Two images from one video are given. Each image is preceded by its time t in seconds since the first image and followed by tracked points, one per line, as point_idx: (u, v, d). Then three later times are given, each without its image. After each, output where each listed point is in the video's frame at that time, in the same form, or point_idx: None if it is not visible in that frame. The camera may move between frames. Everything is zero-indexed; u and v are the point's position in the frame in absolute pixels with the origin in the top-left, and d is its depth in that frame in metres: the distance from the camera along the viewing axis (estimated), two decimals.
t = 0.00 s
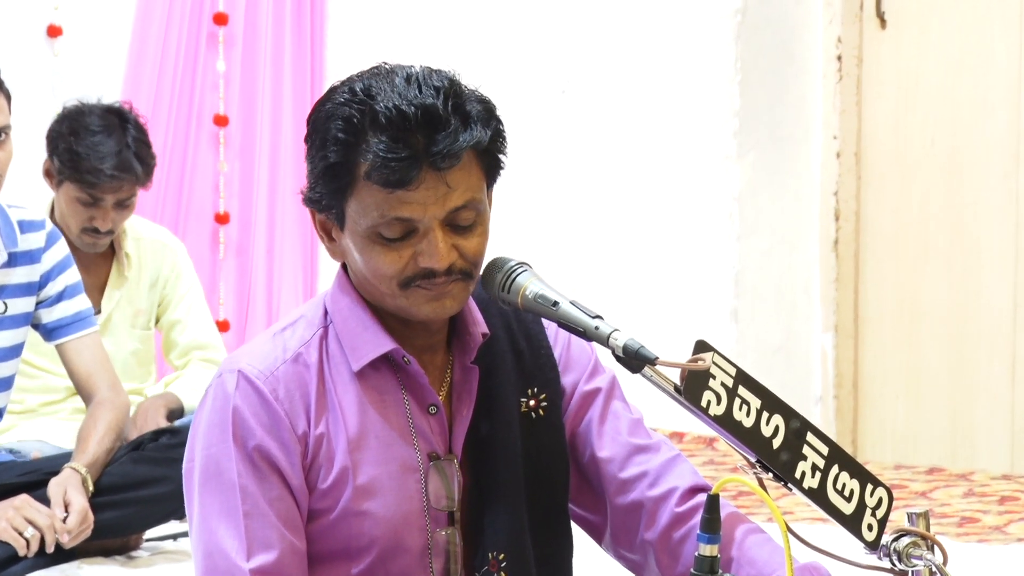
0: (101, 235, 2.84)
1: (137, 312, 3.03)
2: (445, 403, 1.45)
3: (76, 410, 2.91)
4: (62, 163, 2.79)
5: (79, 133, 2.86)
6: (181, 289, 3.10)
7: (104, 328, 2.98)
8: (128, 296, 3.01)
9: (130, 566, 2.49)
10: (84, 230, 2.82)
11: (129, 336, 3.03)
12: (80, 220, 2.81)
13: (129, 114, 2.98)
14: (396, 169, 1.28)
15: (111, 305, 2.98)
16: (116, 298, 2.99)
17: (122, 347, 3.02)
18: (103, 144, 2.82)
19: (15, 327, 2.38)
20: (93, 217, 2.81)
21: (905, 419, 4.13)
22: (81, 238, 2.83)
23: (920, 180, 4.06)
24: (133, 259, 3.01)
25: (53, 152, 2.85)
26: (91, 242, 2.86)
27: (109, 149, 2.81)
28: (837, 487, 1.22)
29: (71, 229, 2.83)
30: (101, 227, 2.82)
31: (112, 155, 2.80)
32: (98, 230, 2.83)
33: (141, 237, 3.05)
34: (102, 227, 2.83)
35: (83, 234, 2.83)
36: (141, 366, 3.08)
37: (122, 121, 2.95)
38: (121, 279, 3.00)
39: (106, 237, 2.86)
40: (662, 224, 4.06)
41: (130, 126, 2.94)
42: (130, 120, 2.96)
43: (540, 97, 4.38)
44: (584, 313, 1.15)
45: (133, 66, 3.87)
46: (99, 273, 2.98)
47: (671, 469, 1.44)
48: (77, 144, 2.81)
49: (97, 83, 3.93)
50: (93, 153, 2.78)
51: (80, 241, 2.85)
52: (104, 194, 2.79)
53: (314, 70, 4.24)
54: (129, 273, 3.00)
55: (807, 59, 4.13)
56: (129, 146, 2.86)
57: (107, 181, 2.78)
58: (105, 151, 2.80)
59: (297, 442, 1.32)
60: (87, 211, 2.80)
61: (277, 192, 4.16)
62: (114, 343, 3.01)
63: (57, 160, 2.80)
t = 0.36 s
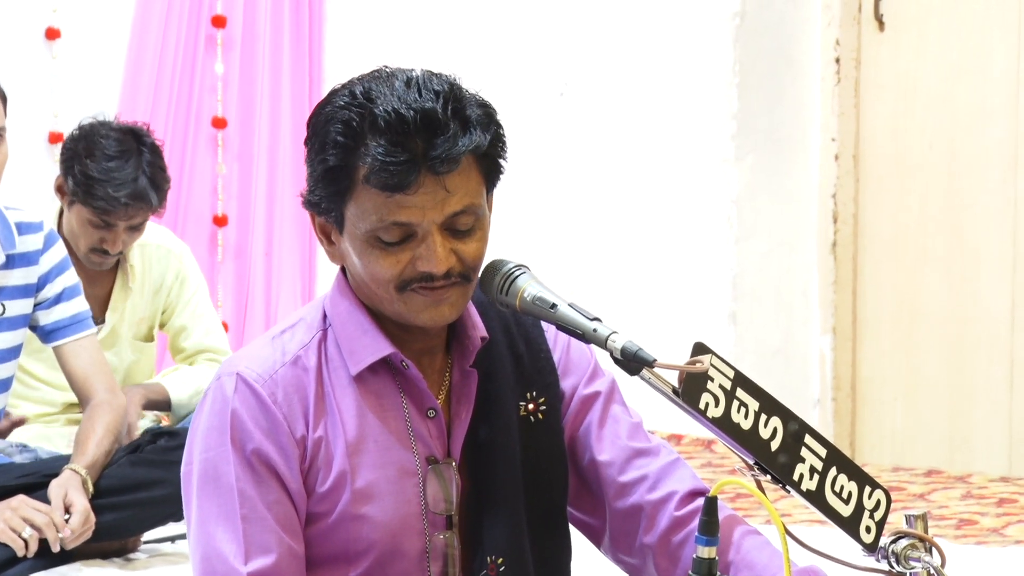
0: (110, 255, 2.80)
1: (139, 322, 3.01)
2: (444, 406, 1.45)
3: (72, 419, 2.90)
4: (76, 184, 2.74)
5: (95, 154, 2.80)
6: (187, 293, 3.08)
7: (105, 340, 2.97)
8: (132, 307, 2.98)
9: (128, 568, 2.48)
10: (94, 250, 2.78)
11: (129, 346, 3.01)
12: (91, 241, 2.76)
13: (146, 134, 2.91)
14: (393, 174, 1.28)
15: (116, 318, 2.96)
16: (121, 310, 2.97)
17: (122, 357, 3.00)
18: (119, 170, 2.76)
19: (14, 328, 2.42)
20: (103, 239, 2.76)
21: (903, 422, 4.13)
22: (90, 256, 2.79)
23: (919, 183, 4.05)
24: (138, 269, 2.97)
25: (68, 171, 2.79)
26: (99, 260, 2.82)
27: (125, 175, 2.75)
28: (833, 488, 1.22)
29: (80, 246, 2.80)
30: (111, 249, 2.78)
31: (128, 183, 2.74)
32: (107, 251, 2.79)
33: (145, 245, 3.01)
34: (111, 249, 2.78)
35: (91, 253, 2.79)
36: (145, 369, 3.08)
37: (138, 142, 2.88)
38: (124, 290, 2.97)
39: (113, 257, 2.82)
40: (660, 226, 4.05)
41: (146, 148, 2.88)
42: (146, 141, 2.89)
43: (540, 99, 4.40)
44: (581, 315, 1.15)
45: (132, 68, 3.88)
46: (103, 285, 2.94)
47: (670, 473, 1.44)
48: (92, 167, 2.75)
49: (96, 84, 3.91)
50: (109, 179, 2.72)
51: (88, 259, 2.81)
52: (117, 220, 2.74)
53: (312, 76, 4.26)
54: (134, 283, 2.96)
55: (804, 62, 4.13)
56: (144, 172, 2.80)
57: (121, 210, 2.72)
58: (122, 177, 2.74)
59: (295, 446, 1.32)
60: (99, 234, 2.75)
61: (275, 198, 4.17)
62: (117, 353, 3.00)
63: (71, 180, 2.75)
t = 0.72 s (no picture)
0: (104, 262, 2.78)
1: (134, 321, 3.00)
2: (432, 406, 1.45)
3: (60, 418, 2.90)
4: (69, 195, 2.72)
5: (87, 163, 2.76)
6: (177, 290, 3.03)
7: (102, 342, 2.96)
8: (129, 308, 2.98)
9: (118, 566, 2.48)
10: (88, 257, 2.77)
11: (127, 347, 3.01)
12: (85, 249, 2.75)
13: (139, 138, 2.87)
14: (457, 131, 1.35)
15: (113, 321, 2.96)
16: (115, 312, 2.96)
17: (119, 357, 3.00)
18: (111, 177, 2.73)
19: (4, 328, 2.36)
20: (96, 247, 2.75)
21: (893, 420, 4.14)
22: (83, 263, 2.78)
23: (910, 181, 4.05)
24: (134, 271, 2.97)
25: (62, 179, 2.77)
26: (93, 266, 2.80)
27: (117, 185, 2.72)
28: (824, 486, 1.22)
29: (74, 253, 2.78)
30: (104, 257, 2.76)
31: (121, 191, 2.71)
32: (100, 258, 2.78)
33: (142, 244, 3.00)
34: (105, 257, 2.77)
35: (85, 259, 2.78)
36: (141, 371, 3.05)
37: (131, 149, 2.85)
38: (120, 292, 2.97)
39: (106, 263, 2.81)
40: (651, 224, 4.05)
41: (138, 155, 2.84)
42: (139, 147, 2.85)
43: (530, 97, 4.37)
44: (572, 313, 1.15)
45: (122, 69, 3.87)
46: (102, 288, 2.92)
47: (656, 470, 1.45)
48: (83, 176, 2.72)
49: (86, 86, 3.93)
50: (103, 188, 2.70)
51: (83, 266, 2.80)
52: (110, 230, 2.72)
53: (303, 74, 4.25)
54: (128, 284, 2.96)
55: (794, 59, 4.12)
56: (137, 179, 2.77)
57: (115, 218, 2.71)
58: (114, 187, 2.71)
59: (283, 446, 1.32)
60: (92, 241, 2.74)
61: (266, 198, 4.17)
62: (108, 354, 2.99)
63: (64, 190, 2.73)
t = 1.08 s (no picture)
0: (105, 277, 2.78)
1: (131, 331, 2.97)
2: (416, 403, 1.45)
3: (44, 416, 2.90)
4: (68, 214, 2.71)
5: (86, 182, 2.74)
6: (171, 300, 3.03)
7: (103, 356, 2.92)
8: (127, 318, 2.95)
9: (102, 564, 2.48)
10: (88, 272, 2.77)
11: (124, 359, 2.97)
12: (85, 265, 2.75)
13: (139, 154, 2.87)
14: (459, 125, 1.35)
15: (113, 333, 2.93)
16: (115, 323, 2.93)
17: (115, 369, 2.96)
18: (111, 197, 2.71)
19: None
20: (98, 264, 2.74)
21: (878, 418, 4.13)
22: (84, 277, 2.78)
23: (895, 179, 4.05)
24: (134, 282, 2.95)
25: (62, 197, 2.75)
26: (94, 279, 2.80)
27: (118, 206, 2.70)
28: (807, 483, 1.20)
29: (75, 267, 2.77)
30: (105, 273, 2.76)
31: (121, 210, 2.70)
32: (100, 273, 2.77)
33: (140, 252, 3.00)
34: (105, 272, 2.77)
35: (85, 274, 2.77)
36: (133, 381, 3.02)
37: (131, 166, 2.84)
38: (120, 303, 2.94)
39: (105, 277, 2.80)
40: (638, 222, 4.06)
41: (138, 172, 2.84)
42: (139, 164, 2.85)
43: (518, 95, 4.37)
44: (557, 310, 1.13)
45: (106, 62, 3.89)
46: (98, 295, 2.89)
47: (640, 468, 1.45)
48: (82, 196, 2.70)
49: (68, 82, 3.94)
50: (102, 208, 2.68)
51: (83, 279, 2.80)
52: (110, 249, 2.70)
53: (286, 71, 4.25)
54: (130, 293, 2.94)
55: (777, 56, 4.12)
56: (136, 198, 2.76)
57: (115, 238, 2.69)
58: (114, 208, 2.69)
59: (267, 445, 1.31)
60: (92, 258, 2.73)
61: (250, 191, 4.17)
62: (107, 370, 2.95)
63: (64, 207, 2.72)
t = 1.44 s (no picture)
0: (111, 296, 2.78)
1: (134, 348, 2.94)
2: (400, 402, 1.45)
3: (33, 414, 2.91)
4: (80, 237, 2.68)
5: (99, 206, 2.71)
6: (177, 322, 3.00)
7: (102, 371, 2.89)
8: (131, 335, 2.91)
9: (90, 561, 2.49)
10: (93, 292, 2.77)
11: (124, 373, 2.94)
12: (93, 284, 2.74)
13: (155, 178, 2.82)
14: (450, 127, 1.34)
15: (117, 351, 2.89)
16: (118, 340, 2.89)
17: (114, 383, 2.94)
18: (122, 224, 2.68)
19: None
20: (105, 285, 2.73)
21: (865, 417, 4.12)
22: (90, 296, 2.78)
23: (883, 176, 4.04)
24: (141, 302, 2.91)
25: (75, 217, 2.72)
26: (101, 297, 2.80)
27: (132, 233, 2.67)
28: (794, 481, 1.19)
29: (83, 284, 2.77)
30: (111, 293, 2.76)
31: (131, 240, 2.66)
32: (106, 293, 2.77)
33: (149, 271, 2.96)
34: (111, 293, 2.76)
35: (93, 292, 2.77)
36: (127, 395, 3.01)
37: (146, 191, 2.80)
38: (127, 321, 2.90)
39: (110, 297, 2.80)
40: (628, 220, 4.06)
41: (153, 198, 2.80)
42: (154, 190, 2.80)
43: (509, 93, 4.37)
44: (545, 308, 1.12)
45: (93, 60, 3.90)
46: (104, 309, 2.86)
47: (628, 466, 1.45)
48: (93, 220, 2.68)
49: (56, 83, 3.94)
50: (112, 236, 2.65)
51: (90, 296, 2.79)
52: (120, 275, 2.68)
53: (274, 68, 4.26)
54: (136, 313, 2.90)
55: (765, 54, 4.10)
56: (148, 226, 2.72)
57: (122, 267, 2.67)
58: (128, 235, 2.66)
59: (252, 445, 1.31)
60: (99, 280, 2.72)
61: (237, 186, 4.17)
62: (105, 382, 2.92)
63: (78, 228, 2.69)
